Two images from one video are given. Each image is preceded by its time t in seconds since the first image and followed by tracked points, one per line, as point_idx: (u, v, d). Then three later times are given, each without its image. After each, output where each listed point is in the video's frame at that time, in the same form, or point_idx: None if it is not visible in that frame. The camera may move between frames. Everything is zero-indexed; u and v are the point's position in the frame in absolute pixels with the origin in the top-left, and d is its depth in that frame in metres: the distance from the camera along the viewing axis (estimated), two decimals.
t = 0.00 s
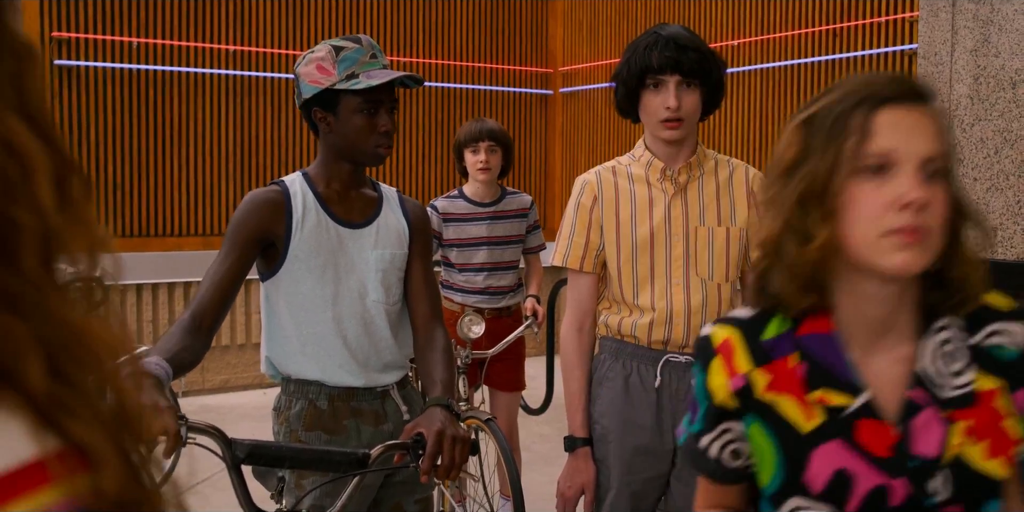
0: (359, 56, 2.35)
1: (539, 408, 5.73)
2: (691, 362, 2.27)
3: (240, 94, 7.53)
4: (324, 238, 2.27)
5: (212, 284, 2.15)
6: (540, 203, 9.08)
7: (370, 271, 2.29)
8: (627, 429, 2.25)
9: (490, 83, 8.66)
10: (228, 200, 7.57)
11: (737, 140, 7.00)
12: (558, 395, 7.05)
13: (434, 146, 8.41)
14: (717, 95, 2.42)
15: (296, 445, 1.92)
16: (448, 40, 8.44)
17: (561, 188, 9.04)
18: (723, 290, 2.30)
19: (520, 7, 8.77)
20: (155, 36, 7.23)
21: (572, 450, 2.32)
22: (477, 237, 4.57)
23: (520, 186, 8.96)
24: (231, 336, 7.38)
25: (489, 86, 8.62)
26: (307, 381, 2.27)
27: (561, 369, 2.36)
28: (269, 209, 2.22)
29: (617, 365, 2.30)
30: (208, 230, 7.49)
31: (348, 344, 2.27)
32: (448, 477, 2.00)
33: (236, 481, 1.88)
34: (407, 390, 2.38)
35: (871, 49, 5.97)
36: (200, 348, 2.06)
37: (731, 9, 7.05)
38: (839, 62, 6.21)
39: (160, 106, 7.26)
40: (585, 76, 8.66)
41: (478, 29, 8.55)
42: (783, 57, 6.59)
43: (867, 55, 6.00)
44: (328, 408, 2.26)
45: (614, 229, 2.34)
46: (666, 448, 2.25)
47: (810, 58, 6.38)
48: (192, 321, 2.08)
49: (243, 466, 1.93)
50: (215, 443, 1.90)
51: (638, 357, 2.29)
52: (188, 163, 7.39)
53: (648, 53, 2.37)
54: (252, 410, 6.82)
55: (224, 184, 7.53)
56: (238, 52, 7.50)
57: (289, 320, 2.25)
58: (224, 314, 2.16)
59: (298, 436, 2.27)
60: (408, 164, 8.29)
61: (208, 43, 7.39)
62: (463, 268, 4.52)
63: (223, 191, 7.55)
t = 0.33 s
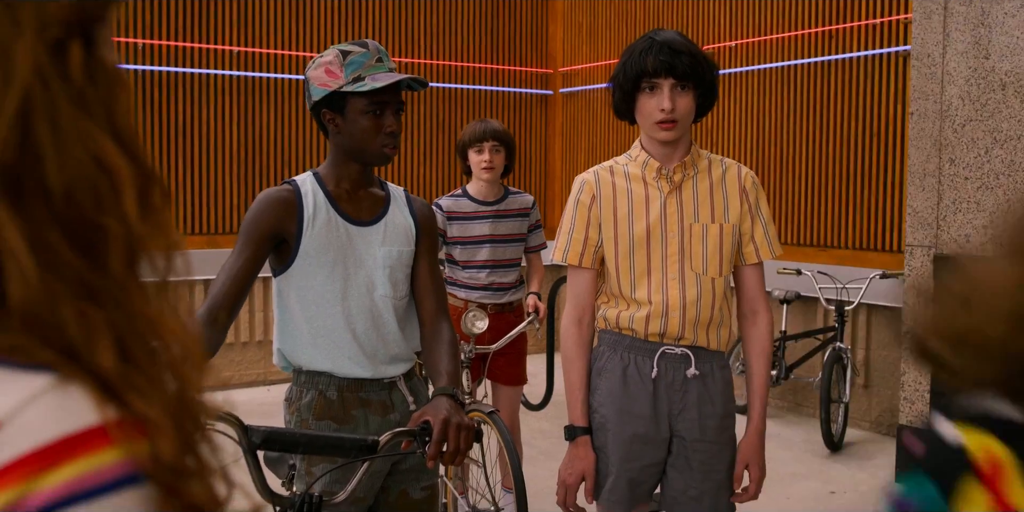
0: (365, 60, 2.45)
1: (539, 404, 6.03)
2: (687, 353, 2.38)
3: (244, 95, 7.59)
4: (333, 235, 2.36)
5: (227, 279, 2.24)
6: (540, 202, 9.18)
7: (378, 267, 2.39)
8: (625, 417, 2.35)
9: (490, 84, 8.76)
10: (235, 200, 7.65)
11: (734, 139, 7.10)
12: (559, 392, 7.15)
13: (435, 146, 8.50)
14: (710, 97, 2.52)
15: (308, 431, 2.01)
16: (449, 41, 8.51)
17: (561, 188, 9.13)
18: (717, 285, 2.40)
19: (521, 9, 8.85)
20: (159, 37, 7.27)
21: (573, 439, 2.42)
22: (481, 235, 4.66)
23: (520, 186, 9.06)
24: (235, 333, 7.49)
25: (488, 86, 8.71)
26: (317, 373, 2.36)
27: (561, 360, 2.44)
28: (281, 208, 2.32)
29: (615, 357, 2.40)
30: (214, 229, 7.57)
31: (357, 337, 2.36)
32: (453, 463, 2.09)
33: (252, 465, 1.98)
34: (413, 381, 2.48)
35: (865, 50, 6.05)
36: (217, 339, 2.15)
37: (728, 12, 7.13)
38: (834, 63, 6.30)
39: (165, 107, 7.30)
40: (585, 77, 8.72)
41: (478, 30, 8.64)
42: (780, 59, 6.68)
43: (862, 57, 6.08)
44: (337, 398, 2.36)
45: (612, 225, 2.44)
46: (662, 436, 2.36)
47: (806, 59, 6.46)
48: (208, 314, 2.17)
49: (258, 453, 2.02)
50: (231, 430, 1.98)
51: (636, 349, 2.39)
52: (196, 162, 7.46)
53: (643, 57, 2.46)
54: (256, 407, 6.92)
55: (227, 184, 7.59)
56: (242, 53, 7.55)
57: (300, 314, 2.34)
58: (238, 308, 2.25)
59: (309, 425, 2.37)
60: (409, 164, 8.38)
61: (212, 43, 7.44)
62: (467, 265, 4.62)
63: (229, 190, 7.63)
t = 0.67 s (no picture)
0: (376, 65, 2.59)
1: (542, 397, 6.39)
2: (681, 343, 2.51)
3: (252, 96, 7.71)
4: (347, 231, 2.50)
5: (247, 273, 2.37)
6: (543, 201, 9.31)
7: (389, 261, 2.52)
8: (623, 403, 2.49)
9: (493, 84, 8.88)
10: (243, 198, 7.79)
11: (735, 138, 7.21)
12: (561, 387, 7.28)
13: (439, 146, 8.63)
14: (702, 100, 2.65)
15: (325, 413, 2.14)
16: (452, 42, 8.64)
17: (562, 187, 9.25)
18: (709, 279, 2.54)
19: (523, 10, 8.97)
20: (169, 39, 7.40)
21: (574, 424, 2.56)
22: (487, 232, 4.79)
23: (522, 185, 9.19)
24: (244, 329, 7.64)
25: (491, 86, 8.83)
26: (332, 361, 2.50)
27: (563, 350, 2.58)
28: (298, 206, 2.46)
29: (614, 347, 2.54)
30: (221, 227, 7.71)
31: (369, 327, 2.50)
32: (460, 444, 2.23)
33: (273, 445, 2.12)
34: (422, 369, 2.62)
35: (861, 52, 6.17)
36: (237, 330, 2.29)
37: (728, 13, 7.24)
38: (831, 65, 6.41)
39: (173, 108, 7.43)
40: (586, 77, 8.83)
41: (481, 31, 8.77)
42: (779, 60, 6.79)
43: (858, 58, 6.20)
44: (350, 385, 2.50)
45: (610, 223, 2.58)
46: (657, 421, 2.50)
47: (803, 60, 6.58)
48: (230, 307, 2.31)
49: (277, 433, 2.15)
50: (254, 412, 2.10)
51: (633, 339, 2.53)
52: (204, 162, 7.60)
53: (639, 62, 2.59)
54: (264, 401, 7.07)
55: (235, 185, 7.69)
56: (250, 55, 7.67)
57: (315, 306, 2.48)
58: (257, 301, 2.39)
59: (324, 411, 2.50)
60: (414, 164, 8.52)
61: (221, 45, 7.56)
62: (473, 261, 4.76)
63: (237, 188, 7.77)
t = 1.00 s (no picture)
0: (390, 71, 2.74)
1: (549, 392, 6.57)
2: (678, 332, 2.67)
3: (263, 98, 7.92)
4: (364, 228, 2.66)
5: (272, 267, 2.54)
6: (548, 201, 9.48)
7: (404, 256, 2.68)
8: (624, 389, 2.65)
9: (499, 86, 9.04)
10: (253, 198, 7.98)
11: (735, 139, 7.37)
12: (567, 382, 7.45)
13: (447, 147, 8.80)
14: (698, 105, 2.81)
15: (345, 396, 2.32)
16: (458, 45, 8.80)
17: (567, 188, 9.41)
18: (705, 273, 2.70)
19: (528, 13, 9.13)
20: (182, 43, 7.59)
21: (577, 410, 2.72)
22: (496, 230, 4.96)
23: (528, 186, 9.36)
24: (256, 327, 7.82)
25: (496, 88, 8.99)
26: (350, 350, 2.67)
27: (567, 340, 2.74)
28: (319, 204, 2.62)
29: (615, 336, 2.70)
30: (233, 226, 7.89)
31: (385, 318, 2.66)
32: (470, 425, 2.39)
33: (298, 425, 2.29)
34: (434, 358, 2.78)
35: (858, 55, 6.33)
36: (264, 320, 2.46)
37: (728, 17, 7.39)
38: (829, 67, 6.57)
39: (186, 110, 7.61)
40: (590, 78, 8.98)
41: (487, 34, 8.94)
42: (779, 62, 6.95)
43: (855, 60, 6.36)
44: (367, 372, 2.66)
45: (611, 220, 2.74)
46: (656, 406, 2.66)
47: (802, 62, 6.74)
48: (257, 298, 2.48)
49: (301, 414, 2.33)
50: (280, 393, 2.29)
51: (633, 329, 2.69)
52: (216, 163, 7.78)
53: (638, 70, 2.75)
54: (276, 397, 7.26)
55: (246, 184, 7.93)
56: (261, 57, 7.88)
57: (335, 298, 2.65)
58: (282, 293, 2.56)
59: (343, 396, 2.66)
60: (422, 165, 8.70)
61: (232, 49, 7.77)
62: (483, 257, 4.93)
63: (248, 189, 7.95)
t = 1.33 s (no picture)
0: (400, 77, 2.90)
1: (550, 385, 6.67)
2: (673, 322, 2.85)
3: (269, 99, 8.08)
4: (377, 224, 2.83)
5: (291, 260, 2.72)
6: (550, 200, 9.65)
7: (414, 250, 2.86)
8: (622, 375, 2.83)
9: (501, 87, 9.21)
10: (261, 197, 8.13)
11: (731, 139, 7.55)
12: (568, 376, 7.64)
13: (450, 147, 8.98)
14: (691, 109, 2.98)
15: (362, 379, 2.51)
16: (460, 47, 8.98)
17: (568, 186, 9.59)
18: (697, 266, 2.88)
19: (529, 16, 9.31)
20: (191, 45, 7.77)
21: (578, 395, 2.89)
22: (500, 227, 5.13)
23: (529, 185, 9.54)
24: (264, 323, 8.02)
25: (498, 89, 9.16)
26: (364, 338, 2.85)
27: (567, 329, 2.92)
28: (334, 202, 2.80)
29: (613, 326, 2.88)
30: (240, 225, 8.05)
31: (397, 309, 2.84)
32: (477, 406, 2.57)
33: (318, 406, 2.48)
34: (443, 346, 2.96)
35: (850, 57, 6.51)
36: (283, 310, 2.64)
37: (723, 19, 7.57)
38: (822, 69, 6.75)
39: (194, 111, 7.78)
40: (591, 79, 9.15)
41: (489, 36, 9.11)
42: (773, 64, 7.13)
43: (847, 63, 6.54)
44: (380, 359, 2.84)
45: (610, 217, 2.91)
46: (652, 391, 2.84)
47: (796, 65, 6.92)
48: (278, 289, 2.66)
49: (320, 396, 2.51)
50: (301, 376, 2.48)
51: (630, 319, 2.87)
52: (224, 162, 7.94)
53: (636, 76, 2.93)
54: (284, 391, 7.45)
55: (253, 184, 8.09)
56: (268, 60, 8.05)
57: (350, 290, 2.83)
58: (301, 284, 2.74)
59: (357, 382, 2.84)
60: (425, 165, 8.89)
61: (240, 51, 7.94)
62: (488, 253, 5.11)
63: (256, 188, 8.12)
